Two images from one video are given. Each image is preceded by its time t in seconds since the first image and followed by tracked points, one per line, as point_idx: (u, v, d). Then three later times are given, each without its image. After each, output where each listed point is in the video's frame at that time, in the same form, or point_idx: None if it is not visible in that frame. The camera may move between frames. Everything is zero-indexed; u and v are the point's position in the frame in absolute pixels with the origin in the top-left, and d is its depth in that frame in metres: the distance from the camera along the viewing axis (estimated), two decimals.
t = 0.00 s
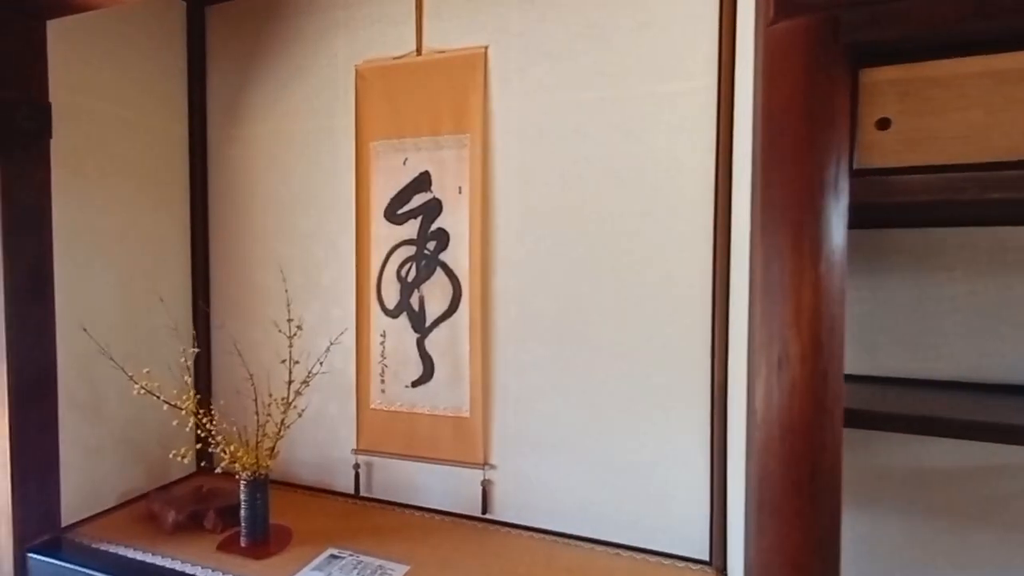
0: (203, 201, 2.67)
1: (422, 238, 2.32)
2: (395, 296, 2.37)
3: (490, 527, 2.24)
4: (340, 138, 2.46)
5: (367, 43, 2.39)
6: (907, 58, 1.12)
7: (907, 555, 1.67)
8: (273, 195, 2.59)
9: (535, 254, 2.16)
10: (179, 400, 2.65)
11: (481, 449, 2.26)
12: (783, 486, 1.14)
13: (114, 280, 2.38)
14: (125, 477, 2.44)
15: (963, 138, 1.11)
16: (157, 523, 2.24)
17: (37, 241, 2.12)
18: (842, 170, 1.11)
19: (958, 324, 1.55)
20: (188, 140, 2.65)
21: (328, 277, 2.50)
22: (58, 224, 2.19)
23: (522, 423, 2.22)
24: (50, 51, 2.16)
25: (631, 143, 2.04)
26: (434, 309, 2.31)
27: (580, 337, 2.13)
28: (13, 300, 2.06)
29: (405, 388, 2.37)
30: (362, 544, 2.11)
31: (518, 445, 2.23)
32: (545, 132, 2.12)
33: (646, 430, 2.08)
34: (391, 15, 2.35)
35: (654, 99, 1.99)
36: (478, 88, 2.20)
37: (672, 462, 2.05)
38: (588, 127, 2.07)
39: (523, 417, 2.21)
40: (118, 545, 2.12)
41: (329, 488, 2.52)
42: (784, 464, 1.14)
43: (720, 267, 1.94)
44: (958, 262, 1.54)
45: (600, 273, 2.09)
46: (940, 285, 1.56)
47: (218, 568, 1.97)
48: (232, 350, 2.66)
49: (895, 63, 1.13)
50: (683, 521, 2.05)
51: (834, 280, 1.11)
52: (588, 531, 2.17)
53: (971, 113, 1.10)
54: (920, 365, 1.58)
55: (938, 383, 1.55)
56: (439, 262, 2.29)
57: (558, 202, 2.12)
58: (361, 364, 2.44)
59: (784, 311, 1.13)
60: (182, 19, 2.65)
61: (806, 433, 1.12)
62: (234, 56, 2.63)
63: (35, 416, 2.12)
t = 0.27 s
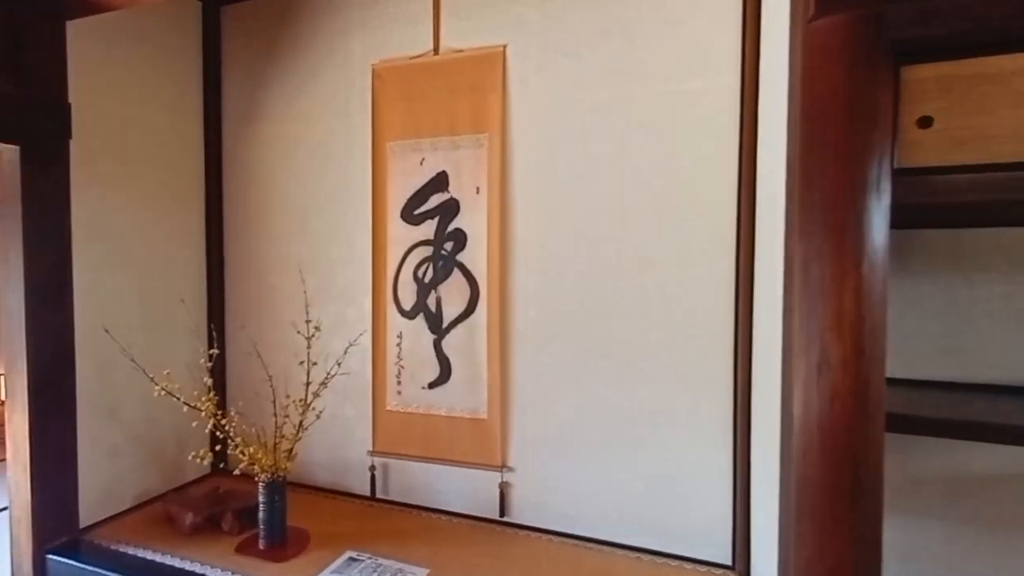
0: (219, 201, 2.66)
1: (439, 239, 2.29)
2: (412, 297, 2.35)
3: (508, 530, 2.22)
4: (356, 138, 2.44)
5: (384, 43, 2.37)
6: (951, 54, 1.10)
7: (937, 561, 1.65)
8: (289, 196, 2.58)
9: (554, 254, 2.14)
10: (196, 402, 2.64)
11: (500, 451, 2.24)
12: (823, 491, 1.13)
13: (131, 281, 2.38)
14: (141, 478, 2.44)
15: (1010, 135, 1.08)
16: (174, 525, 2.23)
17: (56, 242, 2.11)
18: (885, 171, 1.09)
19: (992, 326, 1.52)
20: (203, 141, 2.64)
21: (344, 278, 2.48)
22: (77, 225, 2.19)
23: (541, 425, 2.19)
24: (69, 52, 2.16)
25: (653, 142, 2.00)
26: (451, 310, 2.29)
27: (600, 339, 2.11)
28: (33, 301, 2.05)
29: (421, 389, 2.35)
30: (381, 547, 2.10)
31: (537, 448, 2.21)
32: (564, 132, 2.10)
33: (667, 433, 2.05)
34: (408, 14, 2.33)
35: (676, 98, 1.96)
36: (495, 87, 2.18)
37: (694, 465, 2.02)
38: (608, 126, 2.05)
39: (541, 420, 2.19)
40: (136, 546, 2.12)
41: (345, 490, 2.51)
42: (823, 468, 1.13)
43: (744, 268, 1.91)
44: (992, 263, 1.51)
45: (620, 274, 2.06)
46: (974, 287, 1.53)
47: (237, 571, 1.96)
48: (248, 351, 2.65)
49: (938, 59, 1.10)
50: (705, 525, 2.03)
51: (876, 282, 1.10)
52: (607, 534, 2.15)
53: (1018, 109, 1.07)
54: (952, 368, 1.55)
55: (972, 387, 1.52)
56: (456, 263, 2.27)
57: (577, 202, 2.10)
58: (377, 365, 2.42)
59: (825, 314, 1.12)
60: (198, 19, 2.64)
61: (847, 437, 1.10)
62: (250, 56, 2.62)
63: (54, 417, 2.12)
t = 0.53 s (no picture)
0: (238, 203, 2.67)
1: (459, 239, 2.27)
2: (432, 299, 2.33)
3: (530, 534, 2.20)
4: (375, 139, 2.43)
5: (403, 42, 2.36)
6: (1002, 49, 1.06)
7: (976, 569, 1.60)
8: (308, 197, 2.57)
9: (576, 255, 2.12)
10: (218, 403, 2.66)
11: (521, 454, 2.22)
12: (866, 504, 1.09)
13: (152, 282, 2.37)
14: (160, 480, 2.44)
15: None
16: (195, 527, 2.22)
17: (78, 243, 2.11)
18: (933, 171, 1.04)
19: None
20: (222, 142, 2.64)
21: (364, 279, 2.47)
22: (98, 226, 2.19)
23: (563, 428, 2.17)
24: (91, 53, 2.16)
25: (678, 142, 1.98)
26: (472, 312, 2.27)
27: (623, 342, 2.08)
28: (55, 303, 2.06)
29: (441, 391, 2.33)
30: (402, 550, 2.08)
31: (559, 451, 2.18)
32: (587, 132, 2.08)
33: (692, 437, 2.02)
34: (427, 13, 2.32)
35: (702, 96, 1.94)
36: (517, 86, 2.16)
37: (720, 470, 1.99)
38: (632, 125, 2.03)
39: (563, 422, 2.17)
40: (157, 549, 2.11)
41: (364, 492, 2.49)
42: (868, 480, 1.08)
43: (771, 269, 1.87)
44: None
45: (643, 275, 2.04)
46: (1014, 289, 1.49)
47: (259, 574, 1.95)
48: (267, 353, 2.65)
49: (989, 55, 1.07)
50: (732, 531, 1.99)
51: (924, 287, 1.05)
52: (630, 540, 2.12)
53: None
54: (991, 371, 1.51)
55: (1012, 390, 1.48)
56: (476, 264, 2.25)
57: (601, 202, 2.07)
58: (397, 367, 2.40)
59: (870, 321, 1.07)
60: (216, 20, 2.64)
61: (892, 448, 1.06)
62: (268, 57, 2.62)
63: (76, 419, 2.12)
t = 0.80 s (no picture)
0: (257, 204, 2.68)
1: (481, 240, 2.26)
2: (453, 300, 2.31)
3: (553, 538, 2.17)
4: (395, 139, 2.42)
5: (424, 42, 2.35)
6: None
7: None
8: (328, 197, 2.57)
9: (601, 256, 2.09)
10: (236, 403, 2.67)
11: (543, 457, 2.20)
12: (916, 509, 1.04)
13: (172, 283, 2.37)
14: (180, 481, 2.43)
15: None
16: (215, 529, 2.21)
17: (100, 243, 2.10)
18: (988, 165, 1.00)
19: None
20: (240, 143, 2.66)
21: (383, 280, 2.46)
22: (119, 226, 2.18)
23: (586, 431, 2.15)
24: (113, 52, 2.15)
25: (705, 140, 1.95)
26: (493, 313, 2.25)
27: (648, 344, 2.05)
28: (77, 304, 2.04)
29: (462, 393, 2.31)
30: (424, 554, 2.05)
31: (583, 454, 2.16)
32: (612, 131, 2.05)
33: (719, 441, 1.98)
34: (449, 13, 2.30)
35: (731, 94, 1.91)
36: (540, 85, 2.14)
37: (748, 474, 1.96)
38: (658, 124, 1.99)
39: (587, 425, 2.14)
40: (178, 550, 2.10)
41: (383, 495, 2.48)
42: (917, 484, 1.04)
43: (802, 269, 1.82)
44: None
45: (669, 276, 2.01)
46: None
47: None
48: (285, 354, 2.65)
49: None
50: (761, 537, 1.95)
51: (977, 284, 1.00)
52: (655, 545, 2.09)
53: None
54: None
55: None
56: (498, 265, 2.23)
57: (625, 202, 2.05)
58: (416, 368, 2.39)
59: (919, 320, 1.03)
60: (235, 21, 2.65)
61: (944, 451, 1.02)
62: (288, 57, 2.62)
63: (97, 420, 2.11)
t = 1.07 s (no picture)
0: (275, 204, 2.67)
1: (502, 240, 2.23)
2: (474, 301, 2.29)
3: (577, 543, 2.13)
4: (415, 139, 2.40)
5: (445, 40, 2.32)
6: None
7: None
8: (347, 198, 2.55)
9: (626, 256, 2.05)
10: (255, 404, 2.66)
11: (566, 461, 2.16)
12: None
13: (191, 283, 2.36)
14: (199, 482, 2.42)
15: None
16: (234, 531, 2.19)
17: (121, 244, 2.09)
18: None
19: None
20: (259, 143, 2.64)
21: (402, 281, 2.44)
22: (139, 227, 2.17)
23: (611, 435, 2.11)
24: (134, 51, 2.14)
25: (734, 138, 1.90)
26: (515, 314, 2.22)
27: (675, 346, 2.01)
28: (98, 305, 2.03)
29: (483, 395, 2.29)
30: (446, 558, 2.03)
31: (607, 458, 2.12)
32: (637, 129, 2.01)
33: (748, 446, 1.94)
34: (470, 11, 2.28)
35: (761, 91, 1.86)
36: (563, 82, 2.10)
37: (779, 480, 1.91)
38: (685, 121, 1.95)
39: (611, 428, 2.11)
40: (198, 553, 2.09)
41: (403, 498, 2.46)
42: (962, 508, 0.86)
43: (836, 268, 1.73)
44: None
45: (696, 277, 1.97)
46: None
47: None
48: (304, 355, 2.63)
49: None
50: (792, 544, 1.90)
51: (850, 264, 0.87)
52: (682, 552, 2.04)
53: None
54: None
55: None
56: (520, 265, 2.20)
57: (651, 201, 2.01)
58: (437, 370, 2.36)
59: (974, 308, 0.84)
60: (254, 22, 2.64)
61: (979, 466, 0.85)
62: (306, 56, 2.61)
63: (118, 421, 2.10)
